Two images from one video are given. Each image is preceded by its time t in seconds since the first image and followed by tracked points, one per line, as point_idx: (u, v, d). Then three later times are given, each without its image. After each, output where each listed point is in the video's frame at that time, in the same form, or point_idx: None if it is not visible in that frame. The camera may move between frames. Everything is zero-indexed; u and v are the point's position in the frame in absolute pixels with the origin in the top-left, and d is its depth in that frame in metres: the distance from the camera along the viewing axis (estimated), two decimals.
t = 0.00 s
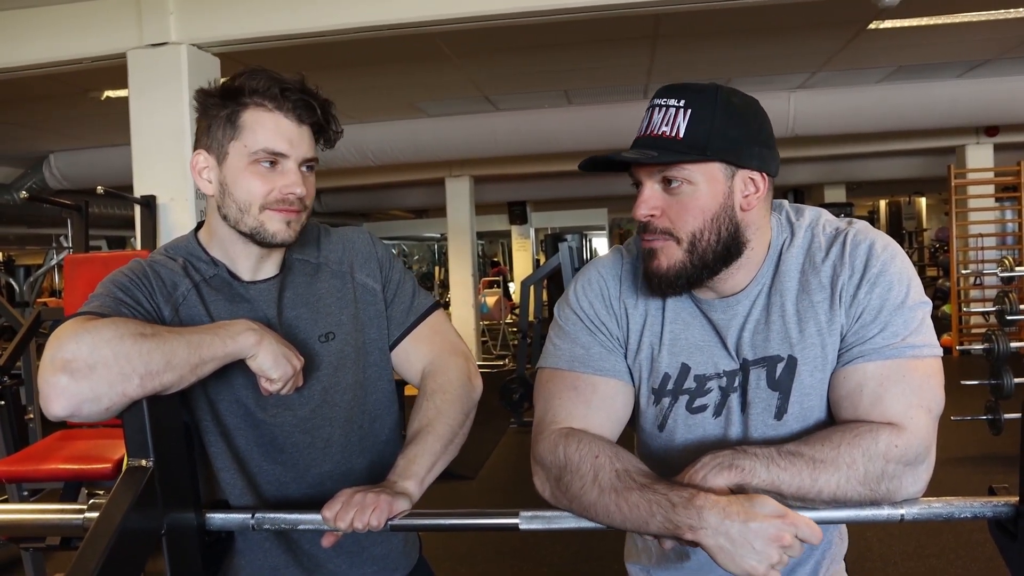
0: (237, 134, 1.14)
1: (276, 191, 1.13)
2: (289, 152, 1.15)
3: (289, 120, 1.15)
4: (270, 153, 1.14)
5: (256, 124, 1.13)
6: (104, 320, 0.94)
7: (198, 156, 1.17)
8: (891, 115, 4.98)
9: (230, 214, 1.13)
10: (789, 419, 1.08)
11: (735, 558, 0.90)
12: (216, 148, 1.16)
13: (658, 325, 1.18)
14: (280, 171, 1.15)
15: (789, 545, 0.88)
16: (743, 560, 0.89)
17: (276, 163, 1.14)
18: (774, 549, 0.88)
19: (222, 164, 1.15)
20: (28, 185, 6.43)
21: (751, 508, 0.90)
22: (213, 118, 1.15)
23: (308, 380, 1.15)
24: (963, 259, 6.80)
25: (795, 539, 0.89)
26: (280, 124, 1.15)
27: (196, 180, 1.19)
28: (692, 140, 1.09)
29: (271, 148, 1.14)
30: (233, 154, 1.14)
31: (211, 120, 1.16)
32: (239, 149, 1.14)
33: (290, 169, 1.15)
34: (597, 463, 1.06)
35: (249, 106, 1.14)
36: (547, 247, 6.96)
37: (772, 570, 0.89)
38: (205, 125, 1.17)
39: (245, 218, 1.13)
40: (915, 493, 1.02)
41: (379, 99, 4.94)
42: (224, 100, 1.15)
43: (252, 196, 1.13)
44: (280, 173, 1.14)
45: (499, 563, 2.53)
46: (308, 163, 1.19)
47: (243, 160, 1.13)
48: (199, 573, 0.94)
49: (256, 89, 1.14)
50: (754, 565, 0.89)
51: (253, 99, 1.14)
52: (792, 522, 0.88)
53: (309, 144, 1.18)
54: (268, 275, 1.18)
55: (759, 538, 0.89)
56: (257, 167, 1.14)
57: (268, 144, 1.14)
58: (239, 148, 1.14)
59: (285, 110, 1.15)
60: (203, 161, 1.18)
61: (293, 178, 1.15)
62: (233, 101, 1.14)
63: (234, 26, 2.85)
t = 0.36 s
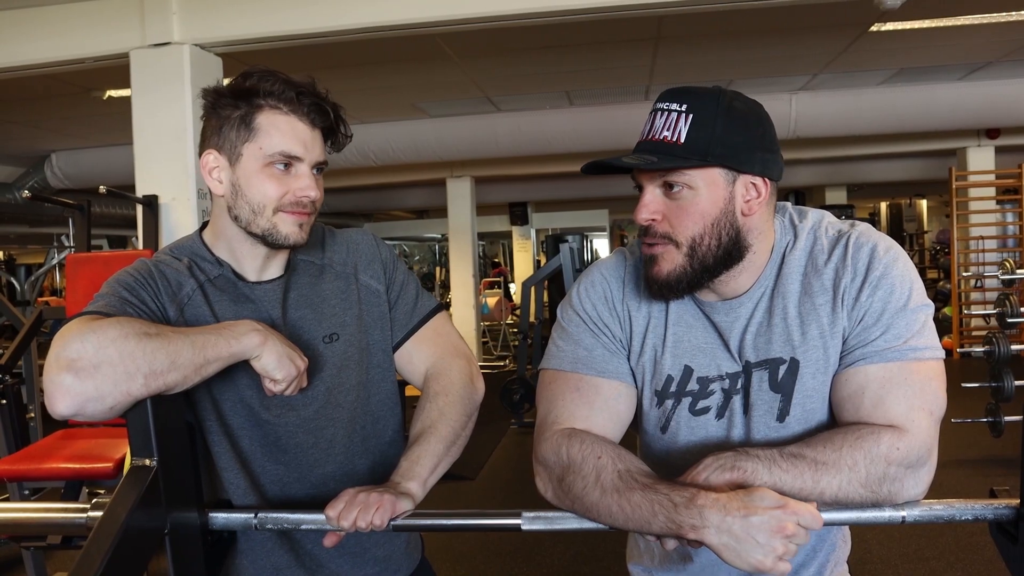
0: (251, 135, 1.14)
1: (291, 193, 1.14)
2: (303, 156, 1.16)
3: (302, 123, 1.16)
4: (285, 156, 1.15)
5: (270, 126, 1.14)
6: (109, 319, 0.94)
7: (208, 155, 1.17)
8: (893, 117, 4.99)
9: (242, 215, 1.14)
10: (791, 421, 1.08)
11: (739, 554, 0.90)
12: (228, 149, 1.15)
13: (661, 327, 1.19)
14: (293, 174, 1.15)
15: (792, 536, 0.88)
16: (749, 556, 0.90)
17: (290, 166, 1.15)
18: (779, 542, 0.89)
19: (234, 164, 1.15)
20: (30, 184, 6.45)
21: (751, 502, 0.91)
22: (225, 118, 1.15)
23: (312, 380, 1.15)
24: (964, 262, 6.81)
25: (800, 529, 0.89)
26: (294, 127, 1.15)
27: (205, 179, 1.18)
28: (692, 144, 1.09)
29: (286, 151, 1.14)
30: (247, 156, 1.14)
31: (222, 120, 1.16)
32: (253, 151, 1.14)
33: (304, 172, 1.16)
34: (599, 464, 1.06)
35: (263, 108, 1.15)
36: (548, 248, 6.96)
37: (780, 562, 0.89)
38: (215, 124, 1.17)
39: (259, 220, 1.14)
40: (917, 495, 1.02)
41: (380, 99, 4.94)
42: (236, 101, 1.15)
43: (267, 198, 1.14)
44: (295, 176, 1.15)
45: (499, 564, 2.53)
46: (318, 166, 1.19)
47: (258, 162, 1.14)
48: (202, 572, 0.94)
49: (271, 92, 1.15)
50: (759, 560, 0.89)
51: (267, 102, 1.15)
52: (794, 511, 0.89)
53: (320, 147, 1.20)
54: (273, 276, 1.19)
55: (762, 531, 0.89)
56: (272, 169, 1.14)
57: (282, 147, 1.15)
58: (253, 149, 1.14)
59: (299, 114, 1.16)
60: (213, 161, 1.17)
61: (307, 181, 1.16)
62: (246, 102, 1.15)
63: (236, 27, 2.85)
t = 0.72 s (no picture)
0: (256, 138, 1.14)
1: (295, 197, 1.15)
2: (308, 159, 1.16)
3: (307, 126, 1.17)
4: (290, 159, 1.15)
5: (276, 129, 1.14)
6: (113, 321, 0.95)
7: (213, 158, 1.18)
8: (893, 118, 4.99)
9: (247, 218, 1.14)
10: (794, 421, 1.09)
11: (742, 554, 0.90)
12: (233, 151, 1.16)
13: (665, 327, 1.19)
14: (298, 177, 1.16)
15: (794, 537, 0.88)
16: (751, 556, 0.90)
17: (295, 169, 1.16)
18: (781, 542, 0.89)
19: (239, 166, 1.15)
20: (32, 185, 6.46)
21: (754, 502, 0.91)
22: (230, 121, 1.16)
23: (316, 382, 1.15)
24: (965, 262, 6.80)
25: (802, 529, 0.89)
26: (299, 130, 1.16)
27: (210, 180, 1.19)
28: (697, 145, 1.10)
29: (291, 154, 1.15)
30: (252, 158, 1.15)
31: (227, 122, 1.16)
32: (258, 154, 1.14)
33: (309, 175, 1.17)
34: (602, 465, 1.07)
35: (269, 110, 1.15)
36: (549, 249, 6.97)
37: (781, 562, 0.89)
38: (220, 126, 1.17)
39: (263, 222, 1.14)
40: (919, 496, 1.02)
41: (381, 100, 4.95)
42: (242, 103, 1.15)
43: (272, 201, 1.14)
44: (300, 180, 1.16)
45: (500, 564, 2.53)
46: (323, 169, 1.20)
47: (263, 165, 1.14)
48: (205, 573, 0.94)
49: (277, 94, 1.15)
50: (761, 560, 0.90)
51: (272, 104, 1.15)
52: (796, 512, 0.89)
53: (325, 150, 1.20)
54: (277, 277, 1.19)
55: (765, 531, 0.90)
56: (277, 172, 1.15)
57: (287, 151, 1.15)
58: (258, 152, 1.15)
59: (304, 116, 1.16)
60: (218, 163, 1.18)
61: (312, 185, 1.16)
62: (251, 104, 1.15)
63: (238, 28, 2.85)
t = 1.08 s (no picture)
0: (257, 141, 1.15)
1: (295, 199, 1.15)
2: (308, 161, 1.17)
3: (307, 128, 1.17)
4: (289, 162, 1.15)
5: (275, 132, 1.15)
6: (114, 322, 0.95)
7: (213, 160, 1.18)
8: (894, 119, 4.99)
9: (247, 220, 1.14)
10: (794, 422, 1.09)
11: (741, 555, 0.90)
12: (233, 153, 1.17)
13: (665, 329, 1.19)
14: (298, 180, 1.16)
15: (795, 538, 0.88)
16: (751, 557, 0.90)
17: (295, 171, 1.16)
18: (781, 543, 0.89)
19: (239, 169, 1.16)
20: (32, 187, 6.47)
21: (754, 503, 0.91)
22: (230, 123, 1.16)
23: (316, 383, 1.16)
24: (965, 263, 6.80)
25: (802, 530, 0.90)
26: (299, 133, 1.16)
27: (210, 183, 1.19)
28: (697, 147, 1.10)
29: (291, 157, 1.15)
30: (252, 161, 1.15)
31: (227, 125, 1.17)
32: (258, 157, 1.15)
33: (309, 177, 1.17)
34: (603, 465, 1.07)
35: (269, 113, 1.15)
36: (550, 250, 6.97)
37: (781, 564, 0.89)
38: (220, 129, 1.18)
39: (263, 224, 1.14)
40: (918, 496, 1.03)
41: (381, 102, 4.95)
42: (242, 106, 1.16)
43: (272, 203, 1.14)
44: (300, 182, 1.16)
45: (501, 565, 2.53)
46: (323, 170, 1.20)
47: (263, 168, 1.15)
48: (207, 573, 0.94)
49: (277, 96, 1.15)
50: (761, 560, 0.90)
51: (272, 106, 1.15)
52: (797, 513, 0.89)
53: (325, 152, 1.20)
54: (277, 279, 1.19)
55: (766, 533, 0.90)
56: (276, 175, 1.15)
57: (287, 153, 1.15)
58: (258, 155, 1.15)
59: (303, 118, 1.17)
60: (218, 165, 1.18)
61: (312, 187, 1.17)
62: (251, 107, 1.15)
63: (238, 30, 2.86)
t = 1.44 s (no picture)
0: (255, 144, 1.15)
1: (294, 202, 1.15)
2: (306, 164, 1.17)
3: (305, 131, 1.17)
4: (288, 165, 1.16)
5: (273, 134, 1.15)
6: (117, 327, 0.95)
7: (211, 164, 1.18)
8: (895, 115, 4.99)
9: (246, 223, 1.15)
10: (799, 419, 1.09)
11: (746, 553, 0.90)
12: (231, 157, 1.17)
13: (669, 327, 1.19)
14: (298, 182, 1.16)
15: (800, 535, 0.89)
16: (756, 555, 0.90)
17: (294, 173, 1.16)
18: (786, 541, 0.89)
19: (238, 172, 1.16)
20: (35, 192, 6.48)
21: (759, 502, 0.91)
22: (227, 127, 1.17)
23: (319, 383, 1.16)
24: (968, 259, 6.79)
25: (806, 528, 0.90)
26: (297, 135, 1.16)
27: (209, 187, 1.20)
28: (699, 145, 1.10)
29: (290, 159, 1.15)
30: (250, 164, 1.15)
31: (225, 129, 1.17)
32: (256, 160, 1.15)
33: (308, 179, 1.17)
34: (607, 464, 1.07)
35: (267, 116, 1.15)
36: (552, 250, 6.97)
37: (787, 561, 0.89)
38: (217, 133, 1.18)
39: (263, 227, 1.15)
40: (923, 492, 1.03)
41: (382, 104, 4.96)
42: (240, 109, 1.16)
43: (271, 206, 1.15)
44: (299, 184, 1.16)
45: (506, 565, 2.54)
46: (322, 172, 1.20)
47: (262, 170, 1.15)
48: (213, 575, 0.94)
49: (273, 100, 1.16)
50: (766, 559, 0.90)
51: (269, 110, 1.16)
52: (801, 510, 0.89)
53: (323, 154, 1.20)
54: (279, 280, 1.20)
55: (771, 531, 0.90)
56: (275, 177, 1.15)
57: (285, 156, 1.16)
58: (257, 158, 1.15)
59: (300, 120, 1.17)
60: (217, 169, 1.18)
61: (311, 189, 1.17)
62: (248, 111, 1.16)
63: (239, 33, 2.87)
